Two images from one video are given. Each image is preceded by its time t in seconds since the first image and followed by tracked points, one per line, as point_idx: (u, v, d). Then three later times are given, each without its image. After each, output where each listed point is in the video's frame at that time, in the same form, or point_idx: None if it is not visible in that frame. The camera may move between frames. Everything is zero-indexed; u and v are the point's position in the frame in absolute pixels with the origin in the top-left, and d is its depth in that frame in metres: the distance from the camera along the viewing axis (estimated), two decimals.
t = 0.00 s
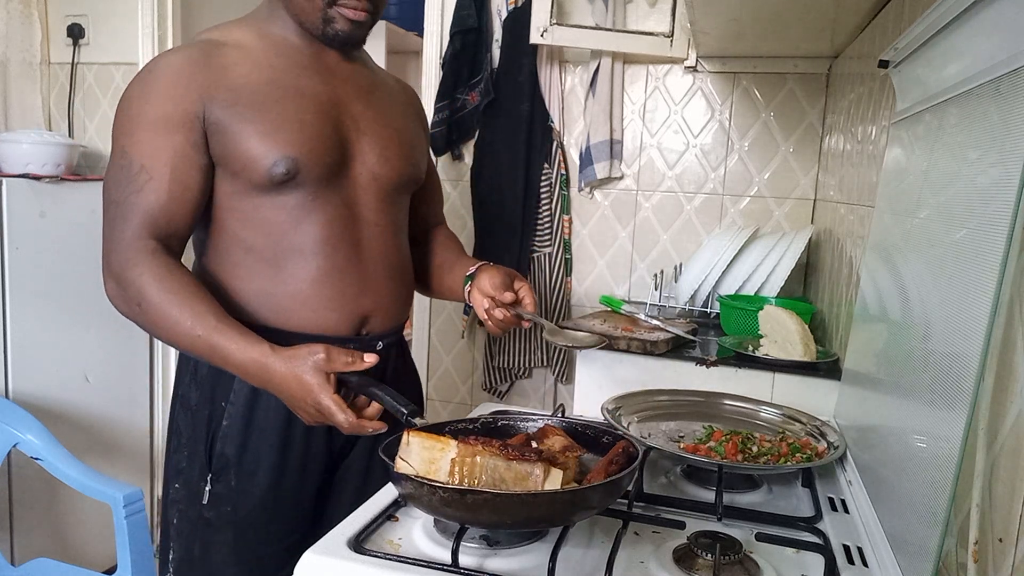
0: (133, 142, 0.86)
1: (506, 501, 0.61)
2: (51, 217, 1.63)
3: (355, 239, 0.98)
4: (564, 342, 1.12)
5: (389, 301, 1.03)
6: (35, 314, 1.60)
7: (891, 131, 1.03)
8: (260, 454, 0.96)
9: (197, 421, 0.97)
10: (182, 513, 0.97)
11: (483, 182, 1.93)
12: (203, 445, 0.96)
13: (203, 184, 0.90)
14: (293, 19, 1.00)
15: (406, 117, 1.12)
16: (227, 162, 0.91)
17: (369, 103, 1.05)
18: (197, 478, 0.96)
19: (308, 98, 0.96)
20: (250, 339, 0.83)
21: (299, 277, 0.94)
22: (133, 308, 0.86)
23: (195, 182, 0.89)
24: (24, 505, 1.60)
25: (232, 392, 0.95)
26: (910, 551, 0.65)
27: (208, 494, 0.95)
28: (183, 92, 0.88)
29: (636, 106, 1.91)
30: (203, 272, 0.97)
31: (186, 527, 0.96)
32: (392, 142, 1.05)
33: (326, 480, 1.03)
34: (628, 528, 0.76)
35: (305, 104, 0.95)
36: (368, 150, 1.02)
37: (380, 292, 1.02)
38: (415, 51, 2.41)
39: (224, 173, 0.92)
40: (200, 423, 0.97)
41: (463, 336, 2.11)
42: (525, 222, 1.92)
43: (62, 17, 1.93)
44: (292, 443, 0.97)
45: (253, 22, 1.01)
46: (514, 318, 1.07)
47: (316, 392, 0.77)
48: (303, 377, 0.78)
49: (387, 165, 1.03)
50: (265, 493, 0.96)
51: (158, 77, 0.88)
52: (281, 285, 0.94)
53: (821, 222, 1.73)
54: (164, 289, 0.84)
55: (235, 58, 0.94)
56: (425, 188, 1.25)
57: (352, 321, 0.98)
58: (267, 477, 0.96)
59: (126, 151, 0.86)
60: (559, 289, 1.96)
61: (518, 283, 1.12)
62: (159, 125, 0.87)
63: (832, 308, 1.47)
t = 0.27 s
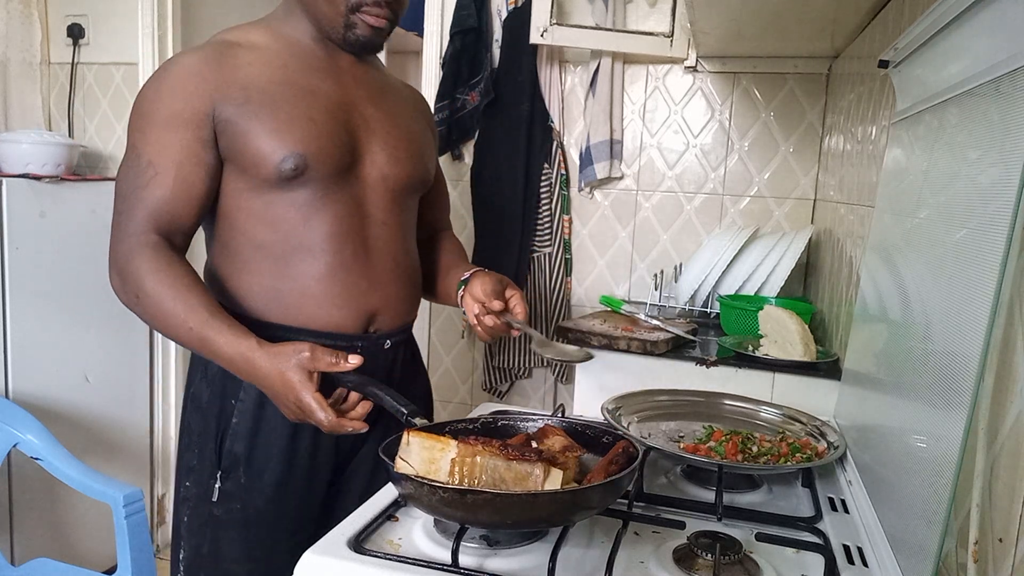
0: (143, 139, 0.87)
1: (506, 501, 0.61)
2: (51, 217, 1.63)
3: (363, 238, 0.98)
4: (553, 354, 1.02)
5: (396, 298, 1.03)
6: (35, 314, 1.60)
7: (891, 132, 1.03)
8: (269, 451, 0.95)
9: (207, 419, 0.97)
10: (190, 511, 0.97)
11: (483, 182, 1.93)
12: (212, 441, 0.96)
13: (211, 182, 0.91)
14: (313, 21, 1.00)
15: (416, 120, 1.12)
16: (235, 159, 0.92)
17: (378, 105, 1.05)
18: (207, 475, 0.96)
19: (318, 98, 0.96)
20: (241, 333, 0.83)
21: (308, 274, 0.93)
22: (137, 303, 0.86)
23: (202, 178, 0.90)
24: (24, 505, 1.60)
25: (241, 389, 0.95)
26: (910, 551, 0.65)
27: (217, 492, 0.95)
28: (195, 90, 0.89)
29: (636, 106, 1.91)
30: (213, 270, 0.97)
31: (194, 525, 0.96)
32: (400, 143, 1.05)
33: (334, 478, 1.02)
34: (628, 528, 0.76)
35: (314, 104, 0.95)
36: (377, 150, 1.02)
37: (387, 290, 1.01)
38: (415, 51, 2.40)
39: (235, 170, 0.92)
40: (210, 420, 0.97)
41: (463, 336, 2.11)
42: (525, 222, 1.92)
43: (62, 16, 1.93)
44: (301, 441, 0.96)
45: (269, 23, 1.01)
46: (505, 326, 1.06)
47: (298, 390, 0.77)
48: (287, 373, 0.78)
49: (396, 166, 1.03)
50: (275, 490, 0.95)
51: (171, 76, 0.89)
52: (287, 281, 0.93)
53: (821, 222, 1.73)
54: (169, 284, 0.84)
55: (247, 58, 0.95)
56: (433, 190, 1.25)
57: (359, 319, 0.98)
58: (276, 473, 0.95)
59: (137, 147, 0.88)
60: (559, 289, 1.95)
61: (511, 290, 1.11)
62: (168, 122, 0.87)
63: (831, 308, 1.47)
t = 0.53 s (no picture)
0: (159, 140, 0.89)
1: (506, 501, 0.61)
2: (51, 217, 1.63)
3: (372, 239, 0.97)
4: (533, 371, 1.05)
5: (406, 297, 1.02)
6: (35, 314, 1.60)
7: (891, 132, 1.02)
8: (281, 448, 0.95)
9: (219, 416, 0.97)
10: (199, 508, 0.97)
11: (483, 182, 1.93)
12: (225, 438, 0.96)
13: (225, 183, 0.92)
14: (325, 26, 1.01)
15: (429, 124, 1.11)
16: (245, 159, 0.92)
17: (391, 108, 1.04)
18: (219, 471, 0.96)
19: (330, 100, 0.96)
20: (247, 328, 0.83)
21: (320, 273, 0.93)
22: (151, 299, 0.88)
23: (216, 179, 0.91)
24: (24, 505, 1.60)
25: (253, 387, 0.95)
26: (910, 551, 0.65)
27: (228, 488, 0.95)
28: (210, 93, 0.90)
29: (636, 106, 1.91)
30: (228, 270, 0.98)
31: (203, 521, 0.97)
32: (412, 145, 1.04)
33: (345, 477, 1.02)
34: (628, 528, 0.76)
35: (324, 105, 0.95)
36: (387, 152, 1.01)
37: (397, 290, 1.00)
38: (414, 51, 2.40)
39: (247, 171, 0.93)
40: (222, 417, 0.97)
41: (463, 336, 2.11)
42: (525, 222, 1.92)
43: (62, 16, 1.93)
44: (308, 439, 0.96)
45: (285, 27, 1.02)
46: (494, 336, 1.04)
47: (298, 385, 0.77)
48: (289, 367, 0.78)
49: (407, 169, 1.02)
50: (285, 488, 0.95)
51: (188, 80, 0.90)
52: (294, 278, 0.93)
53: (821, 222, 1.73)
54: (182, 283, 0.85)
55: (260, 61, 0.95)
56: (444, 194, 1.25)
57: (369, 319, 0.97)
58: (287, 469, 0.95)
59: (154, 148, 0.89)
60: (559, 288, 1.95)
61: (505, 302, 1.11)
62: (184, 123, 0.89)
63: (831, 308, 1.47)
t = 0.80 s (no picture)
0: (178, 142, 0.90)
1: (506, 501, 0.61)
2: (51, 216, 1.63)
3: (380, 242, 0.97)
4: (531, 364, 1.02)
5: (414, 300, 1.02)
6: (35, 314, 1.60)
7: (891, 132, 1.02)
8: (293, 442, 0.94)
9: (231, 412, 0.97)
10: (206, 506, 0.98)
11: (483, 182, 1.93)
12: (236, 433, 0.97)
13: (240, 185, 0.93)
14: (338, 31, 1.00)
15: (443, 130, 1.10)
16: (256, 161, 0.93)
17: (404, 112, 1.04)
18: (229, 467, 0.97)
19: (342, 105, 0.96)
20: (251, 325, 0.83)
21: (331, 274, 0.94)
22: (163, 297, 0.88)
23: (232, 183, 0.91)
24: (23, 505, 1.60)
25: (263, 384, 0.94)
26: (910, 551, 0.65)
27: (238, 483, 0.96)
28: (226, 97, 0.91)
29: (636, 106, 1.91)
30: (242, 270, 0.98)
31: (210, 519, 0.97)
32: (424, 150, 1.04)
33: (353, 475, 1.01)
34: (628, 528, 0.76)
35: (335, 109, 0.95)
36: (397, 156, 1.01)
37: (405, 292, 1.00)
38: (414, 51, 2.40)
39: (260, 174, 0.93)
40: (233, 413, 0.97)
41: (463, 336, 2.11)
42: (525, 222, 1.93)
43: (62, 16, 1.93)
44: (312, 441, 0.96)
45: (302, 31, 1.02)
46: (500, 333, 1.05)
47: (296, 382, 0.77)
48: (289, 365, 0.78)
49: (418, 174, 1.02)
50: (294, 485, 0.95)
51: (206, 84, 0.91)
52: (301, 278, 0.94)
53: (821, 222, 1.73)
54: (193, 284, 0.86)
55: (275, 65, 0.96)
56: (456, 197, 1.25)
57: (377, 321, 0.97)
58: (300, 465, 0.94)
59: (171, 151, 0.90)
60: (560, 288, 1.95)
61: (513, 300, 1.09)
62: (201, 126, 0.90)
63: (832, 308, 1.47)
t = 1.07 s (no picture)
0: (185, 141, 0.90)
1: (506, 501, 0.61)
2: (51, 216, 1.63)
3: (385, 243, 0.97)
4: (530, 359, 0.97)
5: (418, 299, 1.01)
6: (34, 313, 1.60)
7: (891, 132, 1.02)
8: (297, 440, 0.94)
9: (236, 410, 0.97)
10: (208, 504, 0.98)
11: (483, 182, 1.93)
12: (241, 430, 0.97)
13: (248, 184, 0.93)
14: (346, 34, 1.00)
15: (450, 132, 1.10)
16: (263, 160, 0.93)
17: (413, 114, 1.04)
18: (233, 465, 0.97)
19: (350, 106, 0.96)
20: (250, 323, 0.83)
21: (336, 273, 0.94)
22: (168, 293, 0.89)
23: (240, 181, 0.91)
24: (23, 504, 1.60)
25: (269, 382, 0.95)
26: (910, 551, 0.65)
27: (243, 480, 0.96)
28: (236, 96, 0.91)
29: (636, 106, 1.91)
30: (248, 268, 0.98)
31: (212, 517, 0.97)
32: (431, 151, 1.03)
33: (354, 475, 1.01)
34: (629, 528, 0.76)
35: (342, 110, 0.95)
36: (404, 157, 1.00)
37: (409, 292, 1.00)
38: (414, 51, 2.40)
39: (268, 172, 0.94)
40: (238, 411, 0.97)
41: (463, 336, 2.11)
42: (525, 222, 1.93)
43: (62, 16, 1.93)
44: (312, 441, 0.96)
45: (313, 33, 1.02)
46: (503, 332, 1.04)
47: (287, 382, 0.77)
48: (280, 364, 0.78)
49: (425, 175, 1.01)
50: (297, 483, 0.95)
51: (217, 83, 0.91)
52: (305, 277, 0.93)
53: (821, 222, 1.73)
54: (200, 282, 0.86)
55: (285, 66, 0.96)
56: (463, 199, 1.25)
57: (381, 320, 0.97)
58: (302, 462, 0.94)
59: (180, 150, 0.91)
60: (560, 288, 1.95)
61: (516, 300, 1.09)
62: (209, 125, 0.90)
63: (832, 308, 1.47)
